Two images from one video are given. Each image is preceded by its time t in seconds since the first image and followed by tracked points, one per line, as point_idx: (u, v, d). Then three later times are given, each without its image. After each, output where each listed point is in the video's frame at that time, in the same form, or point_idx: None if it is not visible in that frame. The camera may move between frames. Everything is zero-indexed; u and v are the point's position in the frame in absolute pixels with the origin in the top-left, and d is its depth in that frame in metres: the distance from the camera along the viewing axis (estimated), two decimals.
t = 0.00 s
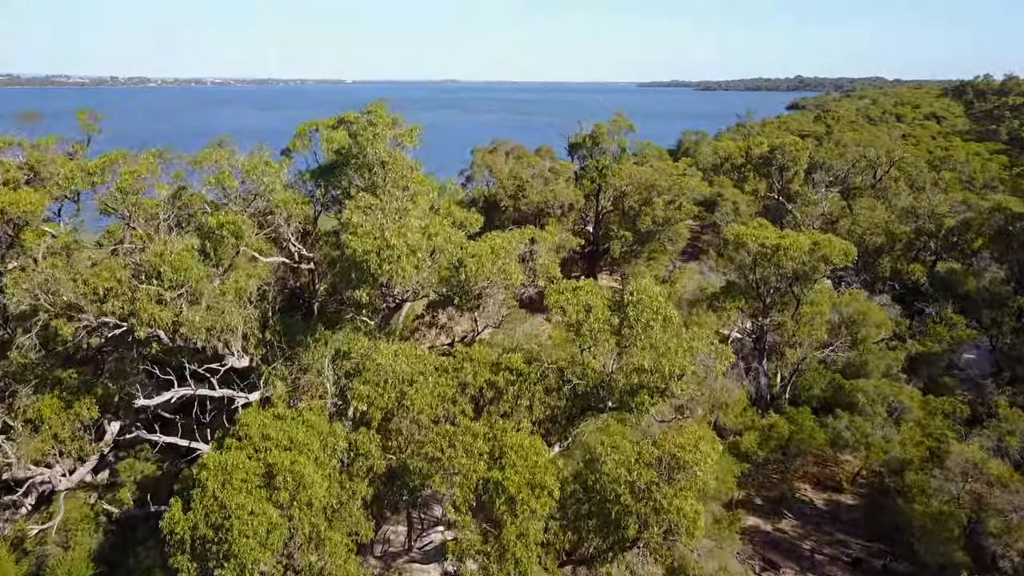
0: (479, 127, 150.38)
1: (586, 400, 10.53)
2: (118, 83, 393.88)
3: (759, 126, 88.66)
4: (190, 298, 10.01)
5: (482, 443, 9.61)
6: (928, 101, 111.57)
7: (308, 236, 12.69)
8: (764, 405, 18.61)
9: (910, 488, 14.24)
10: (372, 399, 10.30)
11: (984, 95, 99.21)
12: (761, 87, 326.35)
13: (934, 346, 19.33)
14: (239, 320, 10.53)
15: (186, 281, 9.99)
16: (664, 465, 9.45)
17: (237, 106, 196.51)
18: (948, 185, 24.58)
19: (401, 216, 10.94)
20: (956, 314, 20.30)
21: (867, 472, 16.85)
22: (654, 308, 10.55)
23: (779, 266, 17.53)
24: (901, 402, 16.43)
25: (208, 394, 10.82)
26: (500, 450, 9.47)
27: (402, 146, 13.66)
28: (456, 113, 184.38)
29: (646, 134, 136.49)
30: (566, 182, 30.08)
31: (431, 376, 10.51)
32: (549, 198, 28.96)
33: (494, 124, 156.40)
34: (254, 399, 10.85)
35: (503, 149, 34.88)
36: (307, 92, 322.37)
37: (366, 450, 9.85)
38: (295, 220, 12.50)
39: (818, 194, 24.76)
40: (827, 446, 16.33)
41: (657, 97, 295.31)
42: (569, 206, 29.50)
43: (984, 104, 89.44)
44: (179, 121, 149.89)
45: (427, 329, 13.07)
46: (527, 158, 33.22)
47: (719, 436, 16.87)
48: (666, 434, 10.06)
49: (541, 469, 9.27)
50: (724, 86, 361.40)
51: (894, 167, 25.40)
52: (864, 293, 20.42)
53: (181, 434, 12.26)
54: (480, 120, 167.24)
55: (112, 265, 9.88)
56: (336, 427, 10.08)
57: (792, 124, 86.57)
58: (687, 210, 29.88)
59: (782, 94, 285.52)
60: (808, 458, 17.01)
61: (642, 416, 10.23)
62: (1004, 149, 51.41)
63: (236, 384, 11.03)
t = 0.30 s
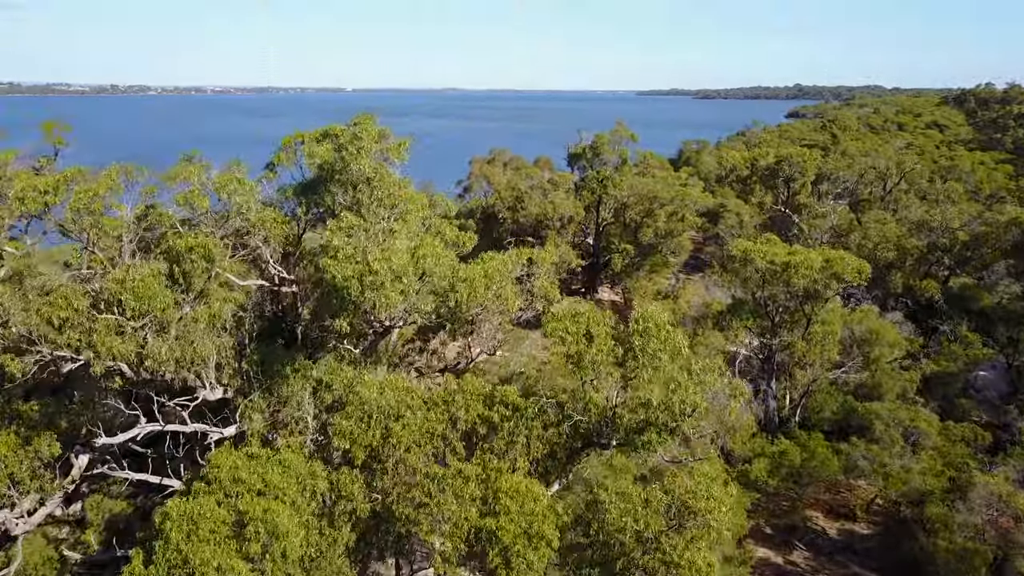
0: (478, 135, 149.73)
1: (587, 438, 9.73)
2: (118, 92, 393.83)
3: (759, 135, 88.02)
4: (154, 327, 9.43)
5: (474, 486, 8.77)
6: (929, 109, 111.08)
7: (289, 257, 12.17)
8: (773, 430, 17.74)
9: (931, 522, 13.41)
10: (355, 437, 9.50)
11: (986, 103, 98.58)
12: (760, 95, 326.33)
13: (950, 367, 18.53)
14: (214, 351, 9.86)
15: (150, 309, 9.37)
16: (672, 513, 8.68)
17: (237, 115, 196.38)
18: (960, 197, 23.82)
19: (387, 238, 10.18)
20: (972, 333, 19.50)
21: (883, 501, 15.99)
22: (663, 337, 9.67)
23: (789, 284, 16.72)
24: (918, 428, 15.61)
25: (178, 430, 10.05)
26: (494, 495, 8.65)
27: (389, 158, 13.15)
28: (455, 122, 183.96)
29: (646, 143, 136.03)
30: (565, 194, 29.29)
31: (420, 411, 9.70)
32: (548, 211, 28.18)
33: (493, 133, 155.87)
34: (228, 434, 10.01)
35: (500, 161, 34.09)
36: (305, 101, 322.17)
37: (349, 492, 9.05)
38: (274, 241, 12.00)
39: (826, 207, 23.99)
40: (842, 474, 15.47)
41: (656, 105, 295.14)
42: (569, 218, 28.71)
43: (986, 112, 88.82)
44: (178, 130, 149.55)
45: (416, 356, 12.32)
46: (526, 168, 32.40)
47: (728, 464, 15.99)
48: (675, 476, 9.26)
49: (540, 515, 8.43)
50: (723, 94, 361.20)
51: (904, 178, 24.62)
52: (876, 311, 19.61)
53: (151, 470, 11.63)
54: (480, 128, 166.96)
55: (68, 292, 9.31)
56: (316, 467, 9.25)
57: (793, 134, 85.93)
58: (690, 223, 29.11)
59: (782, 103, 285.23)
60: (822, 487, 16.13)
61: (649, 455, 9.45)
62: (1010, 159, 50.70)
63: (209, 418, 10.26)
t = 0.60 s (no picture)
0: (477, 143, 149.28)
1: (589, 482, 8.96)
2: (117, 99, 393.63)
3: (760, 144, 87.66)
4: (111, 363, 9.36)
5: (465, 538, 7.93)
6: (930, 118, 110.71)
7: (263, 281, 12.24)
8: (782, 458, 16.94)
9: (959, 561, 12.54)
10: (336, 482, 8.67)
11: (987, 112, 98.32)
12: (759, 104, 326.77)
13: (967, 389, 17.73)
14: (179, 388, 9.55)
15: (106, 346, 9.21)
16: (685, 571, 7.79)
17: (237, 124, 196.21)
18: (972, 210, 23.12)
19: (372, 264, 9.49)
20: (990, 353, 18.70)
21: (902, 533, 15.12)
22: (672, 373, 8.87)
23: (801, 305, 15.95)
24: (940, 457, 14.76)
25: (144, 472, 9.14)
26: (486, 547, 7.79)
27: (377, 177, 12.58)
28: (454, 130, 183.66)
29: (646, 151, 135.60)
30: (565, 205, 28.52)
31: (408, 453, 8.87)
32: (547, 223, 27.45)
33: (492, 140, 155.75)
34: (200, 476, 9.29)
35: (499, 171, 33.34)
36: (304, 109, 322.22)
37: (329, 543, 8.19)
38: (251, 267, 12.04)
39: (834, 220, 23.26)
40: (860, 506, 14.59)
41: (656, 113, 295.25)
42: (569, 231, 27.98)
43: (988, 122, 88.34)
44: (177, 138, 149.33)
45: (406, 388, 11.65)
46: (525, 180, 31.57)
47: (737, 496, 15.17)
48: (687, 530, 8.38)
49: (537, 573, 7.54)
50: (723, 103, 362.04)
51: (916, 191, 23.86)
52: (889, 330, 18.85)
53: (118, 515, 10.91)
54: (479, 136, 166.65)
55: (19, 324, 9.28)
56: (293, 516, 8.42)
57: (794, 143, 85.41)
58: (693, 236, 28.38)
59: (781, 110, 285.64)
60: (838, 519, 15.21)
61: (661, 504, 8.61)
62: (1016, 168, 50.16)
63: (180, 458, 9.48)
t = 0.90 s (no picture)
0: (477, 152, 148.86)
1: (593, 544, 8.22)
2: (116, 107, 393.87)
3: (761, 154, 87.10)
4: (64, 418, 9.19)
5: None
6: (931, 127, 110.32)
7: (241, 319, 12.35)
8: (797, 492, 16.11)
9: None
10: (313, 544, 7.85)
11: (989, 121, 97.86)
12: (759, 112, 326.81)
13: (986, 417, 16.90)
14: (142, 440, 9.36)
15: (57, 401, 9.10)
16: None
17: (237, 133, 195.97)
18: (987, 227, 22.31)
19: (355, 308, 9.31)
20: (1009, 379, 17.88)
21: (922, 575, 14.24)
22: (683, 426, 8.00)
23: (816, 331, 15.14)
24: (962, 494, 13.91)
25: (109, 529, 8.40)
26: None
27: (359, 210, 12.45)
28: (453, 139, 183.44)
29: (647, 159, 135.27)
30: (564, 221, 27.76)
31: (393, 514, 8.11)
32: (547, 239, 26.66)
33: (492, 149, 155.54)
34: (172, 531, 8.53)
35: (497, 185, 32.59)
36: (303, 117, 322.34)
37: None
38: (225, 305, 12.14)
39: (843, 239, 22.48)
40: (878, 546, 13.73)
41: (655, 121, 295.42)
42: (569, 248, 27.14)
43: (991, 131, 87.76)
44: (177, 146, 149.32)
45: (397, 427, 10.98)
46: (523, 194, 30.92)
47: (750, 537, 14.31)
48: None
49: None
50: (722, 111, 362.13)
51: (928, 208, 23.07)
52: (903, 356, 18.04)
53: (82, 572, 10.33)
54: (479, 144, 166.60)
55: None
56: None
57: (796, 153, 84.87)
58: (697, 252, 27.49)
59: (781, 118, 285.42)
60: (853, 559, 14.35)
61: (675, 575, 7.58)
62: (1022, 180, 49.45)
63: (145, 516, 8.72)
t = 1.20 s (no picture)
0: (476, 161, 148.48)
1: None
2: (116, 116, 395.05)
3: (763, 166, 86.64)
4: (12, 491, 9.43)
5: None
6: (932, 136, 110.00)
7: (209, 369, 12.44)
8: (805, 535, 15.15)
9: None
10: None
11: (991, 132, 97.49)
12: (757, 120, 327.35)
13: (1008, 450, 16.05)
14: (96, 507, 9.93)
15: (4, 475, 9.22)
16: None
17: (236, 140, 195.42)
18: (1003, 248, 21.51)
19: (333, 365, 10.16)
20: None
21: None
22: (696, 500, 7.90)
23: (830, 364, 14.41)
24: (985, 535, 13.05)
25: None
26: None
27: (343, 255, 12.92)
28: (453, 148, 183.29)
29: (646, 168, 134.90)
30: (565, 238, 26.98)
31: None
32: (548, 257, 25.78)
33: (492, 158, 155.07)
34: None
35: (496, 201, 31.83)
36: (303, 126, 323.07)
37: None
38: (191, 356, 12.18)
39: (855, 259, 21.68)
40: None
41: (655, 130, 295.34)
42: (569, 267, 26.14)
43: (992, 142, 87.36)
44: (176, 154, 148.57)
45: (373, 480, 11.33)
46: (523, 210, 30.30)
47: None
48: None
49: None
50: (722, 119, 362.69)
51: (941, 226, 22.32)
52: (920, 387, 17.20)
53: None
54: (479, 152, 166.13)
55: None
56: None
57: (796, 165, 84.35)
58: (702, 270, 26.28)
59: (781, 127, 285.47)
60: None
61: None
62: None
63: None
